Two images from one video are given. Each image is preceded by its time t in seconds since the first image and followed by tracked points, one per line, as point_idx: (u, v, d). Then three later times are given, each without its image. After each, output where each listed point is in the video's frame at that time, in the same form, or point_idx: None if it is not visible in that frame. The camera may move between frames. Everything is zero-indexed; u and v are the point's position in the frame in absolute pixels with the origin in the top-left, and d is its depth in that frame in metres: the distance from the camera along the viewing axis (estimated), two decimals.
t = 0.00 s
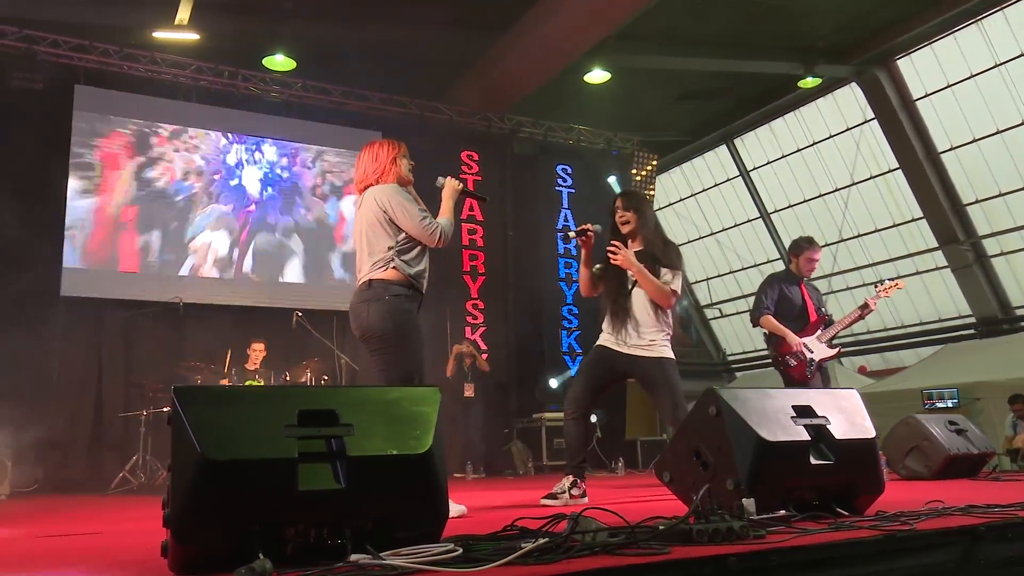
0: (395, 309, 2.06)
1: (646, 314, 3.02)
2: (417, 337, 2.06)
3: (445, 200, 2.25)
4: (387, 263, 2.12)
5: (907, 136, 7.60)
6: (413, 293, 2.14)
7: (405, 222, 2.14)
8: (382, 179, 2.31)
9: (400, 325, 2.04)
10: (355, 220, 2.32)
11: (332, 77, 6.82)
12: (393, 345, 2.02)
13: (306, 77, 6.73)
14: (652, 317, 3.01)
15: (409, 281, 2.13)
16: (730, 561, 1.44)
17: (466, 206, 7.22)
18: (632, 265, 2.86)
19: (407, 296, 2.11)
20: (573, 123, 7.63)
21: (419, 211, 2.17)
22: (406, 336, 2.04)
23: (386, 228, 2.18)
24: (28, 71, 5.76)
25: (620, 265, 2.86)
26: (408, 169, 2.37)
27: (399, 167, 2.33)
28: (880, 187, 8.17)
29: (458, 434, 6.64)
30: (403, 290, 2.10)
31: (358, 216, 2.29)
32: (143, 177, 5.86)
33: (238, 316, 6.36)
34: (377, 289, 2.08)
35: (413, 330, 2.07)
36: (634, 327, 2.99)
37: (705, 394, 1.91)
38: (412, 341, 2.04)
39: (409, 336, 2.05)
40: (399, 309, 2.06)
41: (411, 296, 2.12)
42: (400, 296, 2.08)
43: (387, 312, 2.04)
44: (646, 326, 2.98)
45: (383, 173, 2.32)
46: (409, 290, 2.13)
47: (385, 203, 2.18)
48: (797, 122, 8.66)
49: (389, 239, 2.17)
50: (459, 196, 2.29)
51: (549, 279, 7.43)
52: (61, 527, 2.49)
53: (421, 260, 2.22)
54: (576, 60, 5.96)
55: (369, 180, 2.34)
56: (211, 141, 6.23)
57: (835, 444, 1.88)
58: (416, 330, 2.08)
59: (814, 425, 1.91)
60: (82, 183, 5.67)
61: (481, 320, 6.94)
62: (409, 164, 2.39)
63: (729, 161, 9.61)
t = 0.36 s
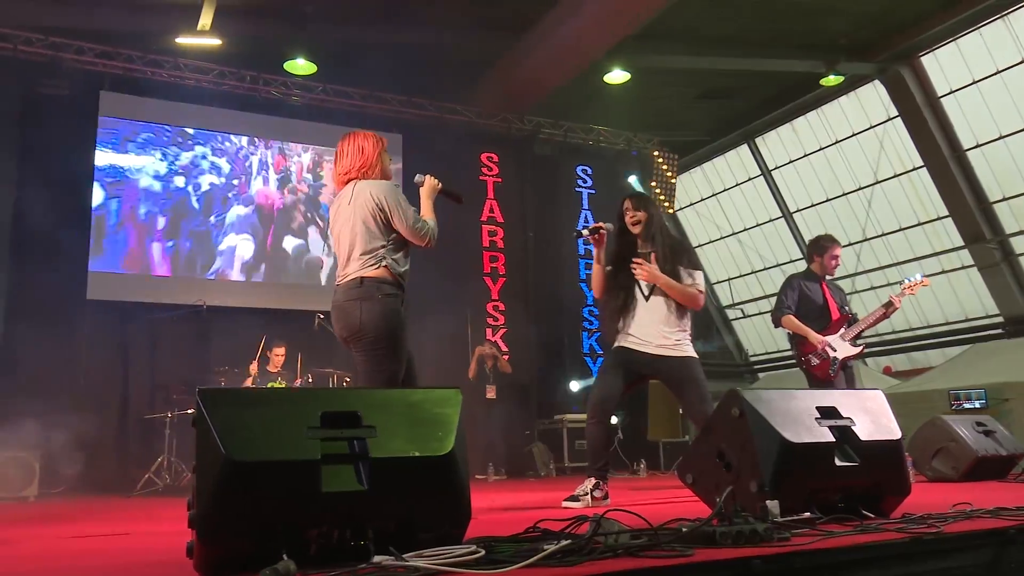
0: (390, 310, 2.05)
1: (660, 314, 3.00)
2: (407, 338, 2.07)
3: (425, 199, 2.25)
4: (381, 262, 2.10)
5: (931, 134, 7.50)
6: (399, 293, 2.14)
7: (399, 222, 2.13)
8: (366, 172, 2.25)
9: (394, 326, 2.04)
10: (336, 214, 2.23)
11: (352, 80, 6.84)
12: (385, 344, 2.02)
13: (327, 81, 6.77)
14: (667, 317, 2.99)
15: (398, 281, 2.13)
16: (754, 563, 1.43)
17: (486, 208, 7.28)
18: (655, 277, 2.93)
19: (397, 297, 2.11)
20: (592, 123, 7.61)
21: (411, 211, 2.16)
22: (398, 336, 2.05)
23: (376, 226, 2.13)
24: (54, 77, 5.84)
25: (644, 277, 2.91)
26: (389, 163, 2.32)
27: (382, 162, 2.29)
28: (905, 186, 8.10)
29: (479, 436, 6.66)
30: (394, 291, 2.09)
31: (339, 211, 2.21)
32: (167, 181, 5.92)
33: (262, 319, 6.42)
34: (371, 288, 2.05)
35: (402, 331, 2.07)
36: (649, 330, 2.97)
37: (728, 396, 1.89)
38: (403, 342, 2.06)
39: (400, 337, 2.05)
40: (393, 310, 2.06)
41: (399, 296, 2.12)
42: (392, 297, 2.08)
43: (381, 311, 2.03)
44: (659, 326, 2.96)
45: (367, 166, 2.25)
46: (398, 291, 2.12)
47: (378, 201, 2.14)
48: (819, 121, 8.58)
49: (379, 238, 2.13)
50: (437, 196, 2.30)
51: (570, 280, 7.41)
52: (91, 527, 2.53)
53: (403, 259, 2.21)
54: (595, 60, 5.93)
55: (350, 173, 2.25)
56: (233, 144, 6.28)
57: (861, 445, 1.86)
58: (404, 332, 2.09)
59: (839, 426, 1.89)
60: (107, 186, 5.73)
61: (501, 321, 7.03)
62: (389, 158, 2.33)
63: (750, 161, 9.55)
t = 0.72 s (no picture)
0: (368, 314, 2.01)
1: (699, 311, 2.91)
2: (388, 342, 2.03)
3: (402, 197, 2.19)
4: (357, 266, 2.06)
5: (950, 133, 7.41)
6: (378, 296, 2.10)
7: (371, 224, 2.09)
8: (338, 177, 2.24)
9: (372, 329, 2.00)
10: (312, 221, 2.21)
11: (368, 86, 6.88)
12: (364, 349, 1.98)
13: (343, 87, 6.80)
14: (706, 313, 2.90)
15: (377, 285, 2.09)
16: (774, 566, 1.43)
17: (502, 212, 7.30)
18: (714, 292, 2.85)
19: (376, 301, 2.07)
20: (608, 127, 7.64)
21: (384, 211, 2.12)
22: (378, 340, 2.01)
23: (349, 231, 2.11)
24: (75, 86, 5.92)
25: (703, 294, 2.84)
26: (363, 165, 2.30)
27: (355, 164, 2.27)
28: (923, 186, 8.02)
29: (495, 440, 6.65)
30: (372, 294, 2.05)
31: (314, 218, 2.19)
32: (185, 189, 5.99)
33: (278, 323, 6.43)
34: (347, 292, 2.02)
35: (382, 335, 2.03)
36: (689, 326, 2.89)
37: (745, 399, 1.88)
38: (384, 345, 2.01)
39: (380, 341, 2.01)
40: (371, 314, 2.02)
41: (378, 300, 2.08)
42: (370, 301, 2.04)
43: (359, 315, 2.00)
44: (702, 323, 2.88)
45: (339, 170, 2.24)
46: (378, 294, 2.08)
47: (350, 206, 2.11)
48: (837, 123, 8.52)
49: (354, 242, 2.10)
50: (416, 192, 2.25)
51: (586, 284, 7.41)
52: (112, 532, 2.55)
53: (383, 262, 2.17)
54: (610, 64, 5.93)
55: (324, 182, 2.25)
56: (249, 151, 6.33)
57: (880, 449, 1.85)
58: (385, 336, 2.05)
59: (858, 430, 1.87)
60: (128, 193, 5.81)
61: (517, 325, 7.03)
62: (365, 160, 2.32)
63: (767, 163, 9.51)
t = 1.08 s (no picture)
0: (293, 315, 1.96)
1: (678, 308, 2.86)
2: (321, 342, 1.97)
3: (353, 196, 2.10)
4: (285, 267, 2.00)
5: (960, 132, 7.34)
6: (313, 296, 2.02)
7: (299, 224, 2.02)
8: (285, 182, 2.14)
9: (298, 329, 1.95)
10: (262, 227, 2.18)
11: (377, 86, 6.87)
12: (291, 351, 1.93)
13: (352, 87, 6.80)
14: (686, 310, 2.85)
15: (311, 284, 2.03)
16: (784, 566, 1.42)
17: (510, 211, 7.32)
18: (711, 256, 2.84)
19: (309, 302, 2.00)
20: (617, 126, 7.55)
21: (316, 212, 2.03)
22: (307, 340, 1.94)
23: (282, 233, 2.05)
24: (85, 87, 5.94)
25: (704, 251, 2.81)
26: (317, 165, 2.17)
27: (303, 166, 2.14)
28: (933, 185, 7.98)
29: (505, 439, 6.65)
30: (300, 294, 1.99)
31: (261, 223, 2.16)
32: (195, 191, 6.02)
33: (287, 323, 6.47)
34: (271, 292, 1.98)
35: (314, 335, 1.97)
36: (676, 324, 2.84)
37: (755, 398, 1.87)
38: (314, 346, 1.95)
39: (310, 341, 1.95)
40: (299, 314, 1.96)
41: (313, 300, 2.02)
42: (296, 300, 1.98)
43: (284, 316, 1.95)
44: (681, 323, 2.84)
45: (286, 175, 2.15)
46: (313, 294, 2.02)
47: (281, 207, 2.05)
48: (846, 122, 8.51)
49: (286, 243, 2.04)
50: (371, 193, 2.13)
51: (594, 284, 7.40)
52: (125, 531, 2.56)
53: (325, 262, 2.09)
54: (617, 63, 5.90)
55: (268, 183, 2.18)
56: (257, 152, 6.35)
57: (891, 448, 1.84)
58: (319, 337, 1.99)
59: (868, 429, 1.86)
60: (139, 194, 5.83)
61: (526, 324, 7.04)
62: (321, 159, 2.19)
63: (776, 161, 9.46)
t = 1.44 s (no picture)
0: (216, 312, 1.98)
1: (647, 302, 3.19)
2: (226, 344, 1.95)
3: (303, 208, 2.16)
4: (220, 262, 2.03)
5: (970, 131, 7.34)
6: (244, 293, 2.01)
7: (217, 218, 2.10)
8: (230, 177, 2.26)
9: (214, 327, 1.96)
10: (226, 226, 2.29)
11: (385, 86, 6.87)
12: (200, 347, 1.96)
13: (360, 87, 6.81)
14: (657, 303, 3.18)
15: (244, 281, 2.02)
16: (792, 566, 1.42)
17: (518, 211, 7.33)
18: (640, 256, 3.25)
19: (240, 301, 2.00)
20: (624, 124, 7.53)
21: (231, 204, 2.10)
22: (217, 340, 1.95)
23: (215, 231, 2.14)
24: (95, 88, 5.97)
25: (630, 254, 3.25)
26: (253, 153, 2.25)
27: (240, 157, 2.25)
28: (942, 183, 7.95)
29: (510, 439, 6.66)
30: (227, 289, 2.00)
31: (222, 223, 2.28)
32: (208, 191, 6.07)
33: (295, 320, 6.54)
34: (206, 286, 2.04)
35: (230, 338, 1.96)
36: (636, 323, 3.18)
37: (762, 397, 1.87)
38: (224, 346, 1.95)
39: (221, 342, 1.95)
40: (222, 312, 1.98)
41: (247, 301, 2.01)
42: (223, 296, 2.00)
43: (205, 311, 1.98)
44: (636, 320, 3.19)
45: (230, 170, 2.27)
46: (247, 292, 2.01)
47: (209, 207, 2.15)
48: (853, 119, 8.40)
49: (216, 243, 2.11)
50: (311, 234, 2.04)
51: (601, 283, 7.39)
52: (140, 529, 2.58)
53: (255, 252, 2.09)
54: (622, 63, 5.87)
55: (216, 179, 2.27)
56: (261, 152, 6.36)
57: (899, 446, 1.83)
58: (236, 342, 1.97)
59: (877, 427, 1.86)
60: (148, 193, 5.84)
61: (532, 323, 6.93)
62: (258, 146, 2.26)
63: (782, 160, 9.39)
